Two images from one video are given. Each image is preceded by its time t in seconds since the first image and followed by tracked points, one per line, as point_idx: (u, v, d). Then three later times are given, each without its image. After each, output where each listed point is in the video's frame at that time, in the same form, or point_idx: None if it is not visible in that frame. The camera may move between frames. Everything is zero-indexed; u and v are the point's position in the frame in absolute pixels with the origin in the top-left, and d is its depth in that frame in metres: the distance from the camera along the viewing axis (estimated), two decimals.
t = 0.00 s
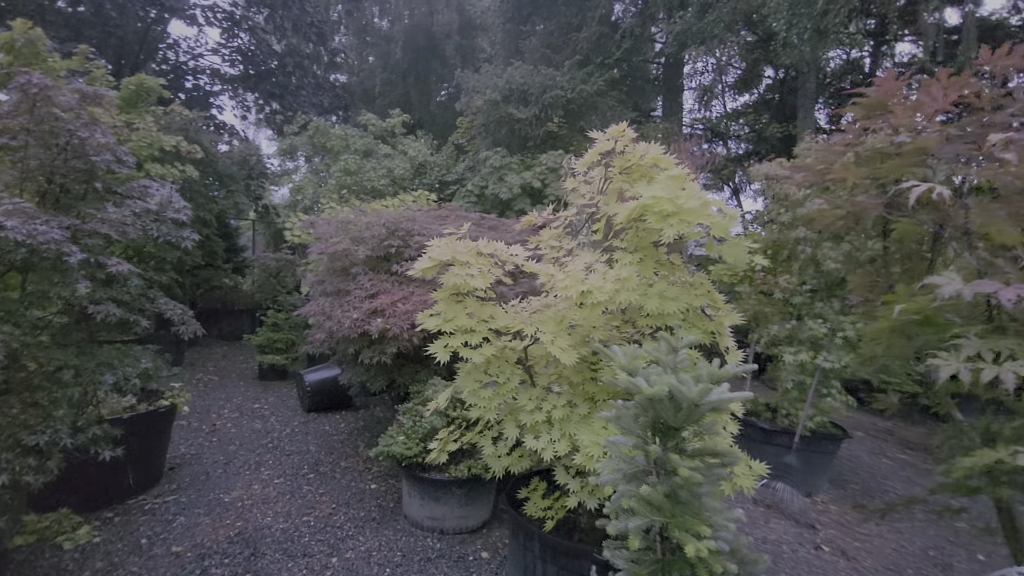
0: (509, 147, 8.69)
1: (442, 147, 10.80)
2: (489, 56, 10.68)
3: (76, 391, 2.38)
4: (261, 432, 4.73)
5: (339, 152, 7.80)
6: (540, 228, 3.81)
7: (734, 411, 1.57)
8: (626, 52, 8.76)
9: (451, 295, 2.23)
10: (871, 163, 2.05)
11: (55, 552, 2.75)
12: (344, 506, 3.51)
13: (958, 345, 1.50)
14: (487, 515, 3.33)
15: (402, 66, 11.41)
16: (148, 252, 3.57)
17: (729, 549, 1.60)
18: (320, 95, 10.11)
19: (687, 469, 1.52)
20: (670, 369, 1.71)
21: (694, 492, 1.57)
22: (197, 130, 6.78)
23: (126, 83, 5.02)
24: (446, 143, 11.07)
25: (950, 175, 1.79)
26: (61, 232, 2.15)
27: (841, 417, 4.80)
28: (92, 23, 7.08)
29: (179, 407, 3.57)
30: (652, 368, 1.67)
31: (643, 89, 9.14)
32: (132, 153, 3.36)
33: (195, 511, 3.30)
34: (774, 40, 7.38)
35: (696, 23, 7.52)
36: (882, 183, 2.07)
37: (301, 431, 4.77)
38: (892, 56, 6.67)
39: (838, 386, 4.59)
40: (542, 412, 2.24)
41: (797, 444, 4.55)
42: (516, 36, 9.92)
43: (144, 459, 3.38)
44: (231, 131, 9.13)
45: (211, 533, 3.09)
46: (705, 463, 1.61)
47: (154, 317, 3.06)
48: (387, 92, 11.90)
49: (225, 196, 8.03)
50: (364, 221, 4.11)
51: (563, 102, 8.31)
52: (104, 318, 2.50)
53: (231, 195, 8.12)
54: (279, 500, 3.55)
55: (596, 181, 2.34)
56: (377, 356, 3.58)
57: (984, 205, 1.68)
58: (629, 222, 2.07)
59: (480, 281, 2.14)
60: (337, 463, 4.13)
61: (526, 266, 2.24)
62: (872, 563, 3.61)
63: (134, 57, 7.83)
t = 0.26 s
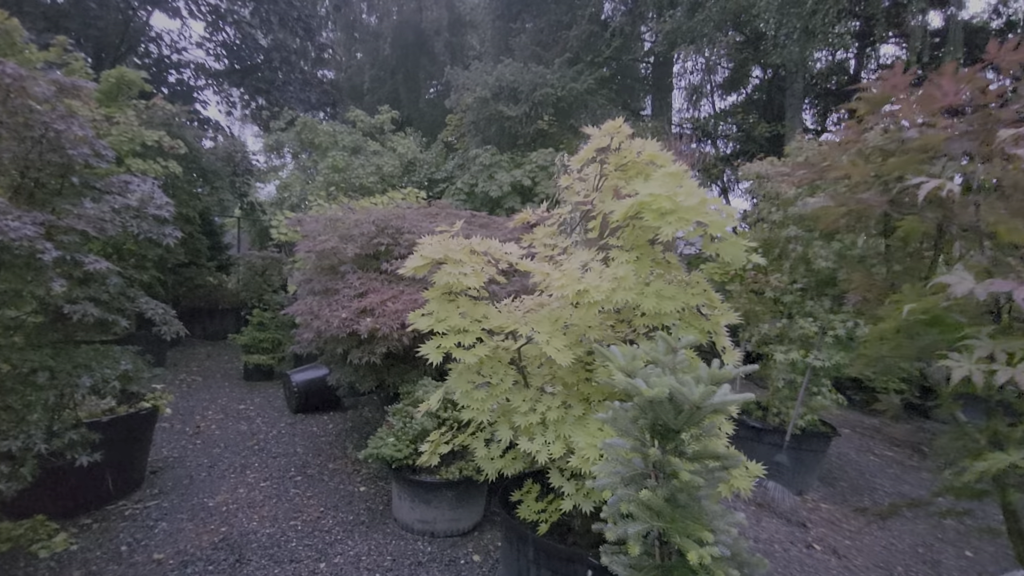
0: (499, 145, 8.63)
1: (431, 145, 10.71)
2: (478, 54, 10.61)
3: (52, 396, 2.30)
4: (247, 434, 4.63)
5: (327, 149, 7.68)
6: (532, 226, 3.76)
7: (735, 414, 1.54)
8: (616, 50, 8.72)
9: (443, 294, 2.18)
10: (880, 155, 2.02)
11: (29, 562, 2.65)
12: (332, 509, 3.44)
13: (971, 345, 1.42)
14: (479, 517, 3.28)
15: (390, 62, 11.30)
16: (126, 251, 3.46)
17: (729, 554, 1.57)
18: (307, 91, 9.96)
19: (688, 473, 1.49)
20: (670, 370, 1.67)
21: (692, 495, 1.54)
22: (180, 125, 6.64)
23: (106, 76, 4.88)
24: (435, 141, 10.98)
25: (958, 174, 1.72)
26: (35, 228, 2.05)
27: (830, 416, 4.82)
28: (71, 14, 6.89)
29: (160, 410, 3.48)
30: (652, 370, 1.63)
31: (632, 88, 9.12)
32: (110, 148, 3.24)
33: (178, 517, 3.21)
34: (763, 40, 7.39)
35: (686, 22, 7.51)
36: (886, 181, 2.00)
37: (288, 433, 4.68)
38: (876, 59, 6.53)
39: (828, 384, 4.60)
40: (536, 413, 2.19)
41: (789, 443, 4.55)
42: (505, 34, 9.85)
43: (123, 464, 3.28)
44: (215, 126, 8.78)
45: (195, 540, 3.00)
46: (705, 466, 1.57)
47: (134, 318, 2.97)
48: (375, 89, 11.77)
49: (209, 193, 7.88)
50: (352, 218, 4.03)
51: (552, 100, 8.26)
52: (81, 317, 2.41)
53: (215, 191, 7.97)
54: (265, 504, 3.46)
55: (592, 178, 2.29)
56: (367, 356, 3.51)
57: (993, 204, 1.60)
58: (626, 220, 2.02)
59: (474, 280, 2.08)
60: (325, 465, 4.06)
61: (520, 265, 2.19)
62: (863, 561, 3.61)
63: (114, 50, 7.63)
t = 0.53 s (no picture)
0: (492, 142, 8.54)
1: (424, 142, 10.60)
2: (472, 51, 10.51)
3: (24, 398, 2.19)
4: (235, 435, 4.52)
5: (318, 145, 7.57)
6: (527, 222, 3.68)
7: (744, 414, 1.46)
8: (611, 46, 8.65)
9: (436, 291, 2.10)
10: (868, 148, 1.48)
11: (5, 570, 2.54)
12: (322, 512, 3.35)
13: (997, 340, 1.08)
14: (473, 520, 3.19)
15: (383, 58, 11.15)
16: (108, 247, 3.34)
17: (737, 562, 1.49)
18: (298, 87, 9.82)
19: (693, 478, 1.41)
20: (674, 368, 1.59)
21: (698, 501, 1.46)
22: (167, 120, 6.49)
23: (89, 68, 4.75)
24: (428, 138, 10.87)
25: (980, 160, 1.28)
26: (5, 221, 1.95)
27: (828, 414, 4.77)
28: (54, 5, 6.72)
29: (144, 411, 3.37)
30: (655, 368, 1.55)
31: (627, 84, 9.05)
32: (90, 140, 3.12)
33: (162, 522, 3.11)
34: (758, 37, 7.34)
35: (680, 18, 7.39)
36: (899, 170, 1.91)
37: (278, 433, 4.58)
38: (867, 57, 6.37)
39: (826, 382, 4.54)
40: (533, 414, 2.11)
41: (786, 441, 4.51)
42: (499, 29, 9.75)
43: (105, 467, 3.17)
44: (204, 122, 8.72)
45: (180, 546, 2.90)
46: (711, 469, 1.49)
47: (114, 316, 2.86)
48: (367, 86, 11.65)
49: (198, 190, 7.75)
50: (343, 213, 3.94)
51: (547, 96, 8.17)
52: (57, 315, 2.32)
53: (204, 188, 7.83)
54: (254, 507, 3.37)
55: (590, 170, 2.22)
56: (358, 355, 3.41)
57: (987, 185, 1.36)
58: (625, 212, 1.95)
59: (468, 275, 2.00)
60: (316, 467, 3.96)
61: (515, 259, 2.11)
62: (862, 561, 3.52)
63: (100, 43, 7.46)
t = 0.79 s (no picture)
0: (490, 140, 8.44)
1: (421, 140, 10.49)
2: (469, 48, 10.41)
3: None
4: (228, 439, 4.43)
5: (313, 143, 7.46)
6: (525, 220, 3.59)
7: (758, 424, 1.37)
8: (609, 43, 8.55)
9: (430, 293, 2.01)
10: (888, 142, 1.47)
11: None
12: (316, 519, 3.26)
13: None
14: (471, 526, 3.10)
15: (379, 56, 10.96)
16: (93, 244, 3.25)
17: None
18: (293, 85, 9.71)
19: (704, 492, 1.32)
20: (682, 374, 1.50)
21: (710, 516, 1.37)
22: (158, 118, 6.38)
23: (77, 64, 4.65)
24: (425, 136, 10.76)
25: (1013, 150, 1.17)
26: None
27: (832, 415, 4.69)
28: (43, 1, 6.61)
29: (131, 413, 3.26)
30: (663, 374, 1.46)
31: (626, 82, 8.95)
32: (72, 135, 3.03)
33: (150, 530, 3.01)
34: (758, 33, 7.25)
35: (678, 14, 7.20)
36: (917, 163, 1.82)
37: (272, 437, 4.48)
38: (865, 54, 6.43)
39: (829, 382, 4.46)
40: (532, 420, 2.02)
41: (790, 443, 4.42)
42: (496, 26, 9.64)
43: (89, 474, 3.06)
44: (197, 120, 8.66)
45: (168, 555, 2.81)
46: (723, 481, 1.41)
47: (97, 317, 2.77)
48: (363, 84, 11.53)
49: (191, 189, 7.64)
50: (336, 212, 3.84)
51: (545, 93, 8.07)
52: (31, 319, 2.30)
53: (197, 187, 7.73)
54: (245, 515, 3.27)
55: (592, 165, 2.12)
56: (351, 358, 3.32)
57: None
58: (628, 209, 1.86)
59: (464, 276, 1.91)
60: (310, 471, 3.87)
61: (514, 258, 2.01)
62: (868, 564, 3.41)
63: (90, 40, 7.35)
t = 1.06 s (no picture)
0: (490, 136, 8.35)
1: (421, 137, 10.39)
2: (468, 43, 10.30)
3: None
4: (226, 440, 4.36)
5: (311, 139, 7.37)
6: (527, 215, 3.50)
7: (778, 428, 1.29)
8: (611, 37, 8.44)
9: (429, 290, 1.94)
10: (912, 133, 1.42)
11: None
12: (315, 522, 3.18)
13: None
14: (472, 529, 3.03)
15: (378, 53, 10.84)
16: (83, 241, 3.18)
17: None
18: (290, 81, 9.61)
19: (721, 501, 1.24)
20: (696, 374, 1.41)
21: (726, 525, 1.29)
22: (153, 114, 6.30)
23: (68, 59, 4.57)
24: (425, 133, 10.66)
25: None
26: None
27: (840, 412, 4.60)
28: None
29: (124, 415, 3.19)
30: (676, 374, 1.37)
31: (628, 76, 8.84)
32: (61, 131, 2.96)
33: (144, 535, 2.94)
34: (760, 27, 7.16)
35: (680, 8, 7.08)
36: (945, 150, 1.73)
37: (270, 437, 4.41)
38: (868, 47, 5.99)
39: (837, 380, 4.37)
40: (536, 422, 1.94)
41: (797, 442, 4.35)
42: (496, 21, 9.53)
43: (81, 477, 2.99)
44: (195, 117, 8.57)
45: (162, 561, 2.74)
46: (740, 488, 1.33)
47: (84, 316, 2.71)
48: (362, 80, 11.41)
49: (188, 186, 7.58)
50: (334, 208, 3.76)
51: (545, 88, 7.96)
52: (16, 319, 2.31)
53: (194, 184, 7.66)
54: (242, 517, 3.20)
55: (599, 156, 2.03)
56: (349, 357, 3.24)
57: None
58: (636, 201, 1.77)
59: (465, 272, 1.83)
60: (308, 472, 3.80)
61: (517, 254, 1.93)
62: (878, 565, 3.32)
63: (85, 36, 7.27)
